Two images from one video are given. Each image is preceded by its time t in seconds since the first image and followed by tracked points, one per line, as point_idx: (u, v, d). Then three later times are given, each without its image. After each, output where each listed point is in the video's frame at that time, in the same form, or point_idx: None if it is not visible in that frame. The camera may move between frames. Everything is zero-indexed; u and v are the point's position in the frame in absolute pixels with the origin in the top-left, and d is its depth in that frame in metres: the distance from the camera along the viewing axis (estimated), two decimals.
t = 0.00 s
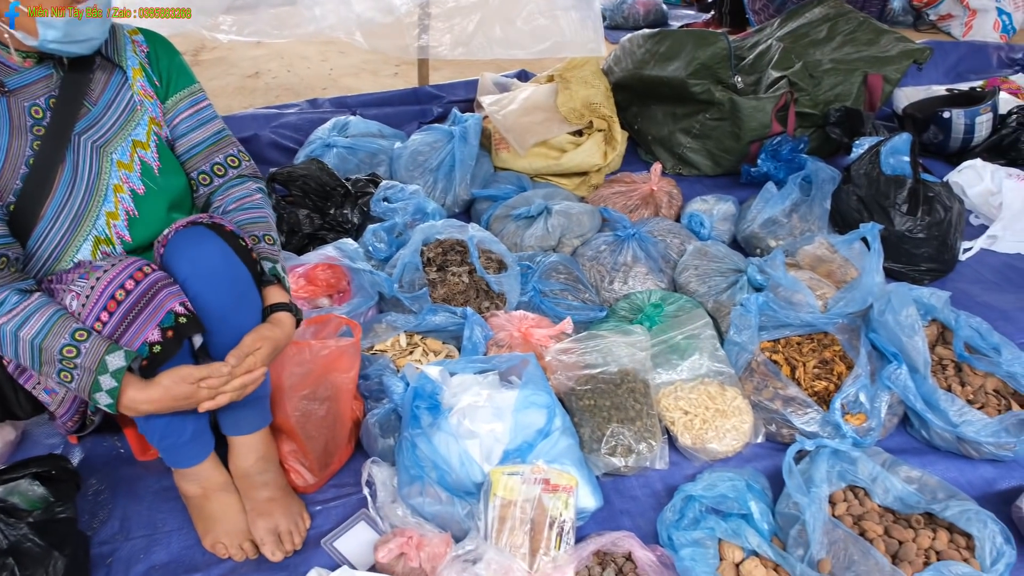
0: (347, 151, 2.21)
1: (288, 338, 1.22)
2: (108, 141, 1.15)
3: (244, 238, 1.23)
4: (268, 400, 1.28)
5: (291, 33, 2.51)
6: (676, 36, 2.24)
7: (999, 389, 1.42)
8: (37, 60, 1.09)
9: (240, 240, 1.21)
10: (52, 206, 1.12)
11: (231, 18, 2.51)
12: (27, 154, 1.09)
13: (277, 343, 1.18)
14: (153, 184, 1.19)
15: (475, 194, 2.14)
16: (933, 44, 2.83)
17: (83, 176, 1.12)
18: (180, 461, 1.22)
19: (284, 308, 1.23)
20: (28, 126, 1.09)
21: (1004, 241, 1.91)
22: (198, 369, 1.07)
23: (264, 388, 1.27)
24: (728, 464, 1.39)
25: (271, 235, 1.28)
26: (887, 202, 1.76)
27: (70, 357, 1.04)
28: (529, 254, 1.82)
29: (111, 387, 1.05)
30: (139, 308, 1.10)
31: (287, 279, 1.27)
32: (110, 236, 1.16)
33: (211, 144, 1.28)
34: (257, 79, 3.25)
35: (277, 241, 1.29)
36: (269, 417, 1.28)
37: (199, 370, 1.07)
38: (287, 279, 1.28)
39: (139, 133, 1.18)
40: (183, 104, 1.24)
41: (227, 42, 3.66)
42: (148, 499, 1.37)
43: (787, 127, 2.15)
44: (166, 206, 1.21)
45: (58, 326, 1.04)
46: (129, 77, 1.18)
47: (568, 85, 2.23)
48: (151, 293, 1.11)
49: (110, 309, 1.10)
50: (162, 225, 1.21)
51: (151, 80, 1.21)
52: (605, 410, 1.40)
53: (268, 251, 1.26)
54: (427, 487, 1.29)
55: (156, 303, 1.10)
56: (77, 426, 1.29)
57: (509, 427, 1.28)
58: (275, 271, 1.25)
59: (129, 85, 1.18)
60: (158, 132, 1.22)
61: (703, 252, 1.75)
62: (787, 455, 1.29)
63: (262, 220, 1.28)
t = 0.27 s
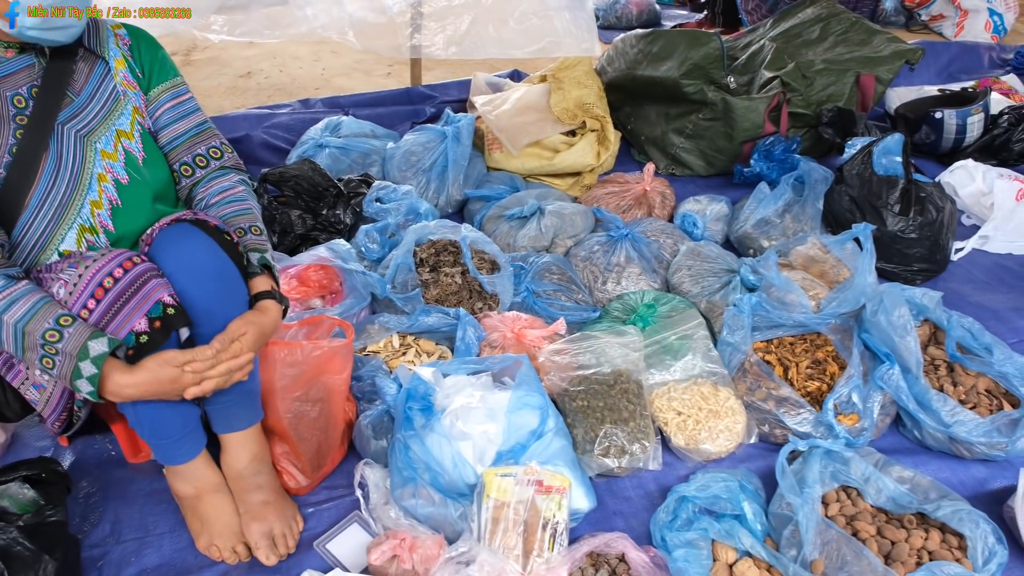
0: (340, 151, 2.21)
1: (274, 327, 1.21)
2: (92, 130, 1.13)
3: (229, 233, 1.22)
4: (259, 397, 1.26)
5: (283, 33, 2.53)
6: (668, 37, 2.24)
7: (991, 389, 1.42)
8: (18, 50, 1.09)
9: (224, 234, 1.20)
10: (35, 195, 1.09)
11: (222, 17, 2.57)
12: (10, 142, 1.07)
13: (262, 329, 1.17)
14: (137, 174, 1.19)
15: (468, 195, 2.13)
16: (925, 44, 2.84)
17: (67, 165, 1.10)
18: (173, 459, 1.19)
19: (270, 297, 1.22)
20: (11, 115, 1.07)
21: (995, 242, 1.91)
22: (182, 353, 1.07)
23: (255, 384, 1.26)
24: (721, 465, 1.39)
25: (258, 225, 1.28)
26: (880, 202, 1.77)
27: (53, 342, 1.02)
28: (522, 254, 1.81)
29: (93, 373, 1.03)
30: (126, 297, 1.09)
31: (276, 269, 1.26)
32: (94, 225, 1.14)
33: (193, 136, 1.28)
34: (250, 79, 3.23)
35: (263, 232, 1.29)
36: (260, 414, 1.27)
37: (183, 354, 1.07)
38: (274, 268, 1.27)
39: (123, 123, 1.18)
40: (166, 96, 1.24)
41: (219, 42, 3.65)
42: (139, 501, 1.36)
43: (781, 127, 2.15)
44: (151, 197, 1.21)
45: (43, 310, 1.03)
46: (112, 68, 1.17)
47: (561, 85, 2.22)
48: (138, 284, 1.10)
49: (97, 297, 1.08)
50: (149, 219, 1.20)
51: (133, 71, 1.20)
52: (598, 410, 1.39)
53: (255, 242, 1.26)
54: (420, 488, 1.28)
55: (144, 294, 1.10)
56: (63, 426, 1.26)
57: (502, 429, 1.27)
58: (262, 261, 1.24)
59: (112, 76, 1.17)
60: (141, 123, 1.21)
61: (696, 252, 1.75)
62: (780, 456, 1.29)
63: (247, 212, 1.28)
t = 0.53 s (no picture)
0: (344, 152, 2.21)
1: (278, 324, 1.21)
2: (99, 130, 1.13)
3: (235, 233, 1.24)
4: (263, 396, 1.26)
5: (286, 34, 2.48)
6: (672, 37, 2.24)
7: (996, 389, 1.41)
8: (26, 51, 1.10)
9: (229, 234, 1.22)
10: (42, 194, 1.10)
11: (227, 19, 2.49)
12: (19, 142, 1.08)
13: (267, 326, 1.17)
14: (144, 174, 1.19)
15: (472, 195, 2.13)
16: (930, 43, 2.83)
17: (74, 164, 1.11)
18: (180, 457, 1.19)
19: (275, 293, 1.22)
20: (19, 115, 1.08)
21: (1001, 241, 1.90)
22: (188, 349, 1.07)
23: (260, 381, 1.26)
24: (725, 465, 1.39)
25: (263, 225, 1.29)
26: (884, 202, 1.77)
27: (60, 339, 1.03)
28: (526, 255, 1.81)
29: (98, 370, 1.04)
30: (136, 297, 1.09)
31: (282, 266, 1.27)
32: (101, 224, 1.15)
33: (197, 135, 1.27)
34: (254, 80, 3.24)
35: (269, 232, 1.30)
36: (264, 413, 1.27)
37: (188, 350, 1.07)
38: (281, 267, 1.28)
39: (129, 122, 1.18)
40: (172, 96, 1.24)
41: (223, 42, 3.65)
42: (145, 501, 1.37)
43: (784, 127, 2.15)
44: (157, 196, 1.21)
45: (50, 308, 1.03)
46: (119, 68, 1.17)
47: (564, 85, 2.21)
48: (145, 284, 1.10)
49: (106, 296, 1.09)
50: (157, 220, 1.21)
51: (140, 72, 1.20)
52: (602, 411, 1.39)
53: (261, 240, 1.26)
54: (425, 488, 1.28)
55: (153, 292, 1.10)
56: (69, 424, 1.25)
57: (506, 429, 1.28)
58: (268, 259, 1.25)
59: (118, 76, 1.17)
60: (147, 122, 1.21)
61: (700, 252, 1.75)
62: (784, 456, 1.29)
63: (253, 211, 1.29)
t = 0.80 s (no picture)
0: (345, 151, 2.22)
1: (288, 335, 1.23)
2: (113, 143, 1.14)
3: (247, 239, 1.24)
4: (266, 400, 1.27)
5: (289, 34, 2.51)
6: (673, 37, 2.25)
7: (996, 388, 1.41)
8: (45, 61, 1.09)
9: (244, 242, 1.22)
10: (55, 207, 1.11)
11: (229, 19, 2.50)
12: (33, 154, 1.09)
13: (276, 338, 1.18)
14: (157, 187, 1.19)
15: (473, 195, 2.14)
16: (930, 42, 2.83)
17: (87, 178, 1.12)
18: (183, 462, 1.21)
19: (286, 305, 1.24)
20: (34, 127, 1.08)
21: (1001, 240, 1.90)
22: (198, 363, 1.08)
23: (264, 386, 1.27)
24: (725, 465, 1.39)
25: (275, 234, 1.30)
26: (885, 202, 1.76)
27: (70, 356, 1.04)
28: (527, 255, 1.82)
29: (110, 386, 1.05)
30: (142, 308, 1.10)
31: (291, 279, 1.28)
32: (113, 237, 1.15)
33: (216, 147, 1.29)
34: (255, 80, 3.25)
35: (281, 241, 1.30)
36: (266, 419, 1.28)
37: (199, 365, 1.08)
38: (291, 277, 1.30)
39: (144, 136, 1.18)
40: (189, 107, 1.24)
41: (224, 43, 3.66)
42: (146, 499, 1.37)
43: (785, 126, 2.15)
44: (171, 208, 1.21)
45: (58, 324, 1.04)
46: (135, 80, 1.17)
47: (565, 85, 2.22)
48: (153, 295, 1.11)
49: (112, 309, 1.10)
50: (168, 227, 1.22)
51: (156, 83, 1.20)
52: (603, 410, 1.40)
53: (273, 251, 1.27)
54: (425, 487, 1.28)
55: (159, 303, 1.10)
56: (75, 426, 1.27)
57: (507, 428, 1.28)
58: (279, 270, 1.26)
59: (135, 88, 1.17)
60: (162, 135, 1.21)
61: (700, 252, 1.75)
62: (785, 456, 1.29)
63: (266, 220, 1.29)
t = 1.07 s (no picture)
0: (348, 168, 2.24)
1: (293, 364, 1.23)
2: (128, 177, 1.16)
3: (252, 261, 1.25)
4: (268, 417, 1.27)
5: (294, 51, 2.55)
6: (673, 55, 2.28)
7: (997, 407, 1.42)
8: (68, 93, 1.11)
9: (247, 261, 1.22)
10: (68, 239, 1.12)
11: (234, 36, 2.49)
12: (48, 187, 1.10)
13: (282, 369, 1.19)
14: (171, 220, 1.21)
15: (475, 211, 2.14)
16: (929, 61, 2.85)
17: (102, 211, 1.13)
18: (185, 480, 1.22)
19: (294, 335, 1.24)
20: (52, 159, 1.09)
21: (1001, 258, 1.91)
22: (208, 394, 1.09)
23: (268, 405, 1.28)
24: (726, 483, 1.39)
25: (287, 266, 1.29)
26: (885, 219, 1.78)
27: (79, 385, 1.05)
28: (528, 271, 1.82)
29: (122, 411, 1.06)
30: (145, 329, 1.11)
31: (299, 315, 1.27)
32: (124, 269, 1.17)
33: (235, 180, 1.30)
34: (259, 96, 3.27)
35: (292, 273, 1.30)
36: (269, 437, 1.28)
37: (208, 395, 1.09)
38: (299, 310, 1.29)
39: (160, 170, 1.19)
40: (211, 140, 1.25)
41: (229, 59, 3.69)
42: (147, 514, 1.37)
43: (785, 144, 2.16)
44: (183, 236, 1.24)
45: (65, 353, 1.05)
46: (155, 115, 1.18)
47: (567, 102, 2.25)
48: (155, 317, 1.12)
49: (116, 332, 1.11)
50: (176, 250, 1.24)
51: (175, 117, 1.21)
52: (604, 427, 1.40)
53: (281, 281, 1.27)
54: (426, 504, 1.29)
55: (162, 325, 1.12)
56: (77, 439, 1.29)
57: (508, 445, 1.28)
58: (285, 301, 1.26)
59: (153, 123, 1.18)
60: (179, 170, 1.22)
61: (701, 269, 1.76)
62: (786, 474, 1.29)
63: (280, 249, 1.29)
